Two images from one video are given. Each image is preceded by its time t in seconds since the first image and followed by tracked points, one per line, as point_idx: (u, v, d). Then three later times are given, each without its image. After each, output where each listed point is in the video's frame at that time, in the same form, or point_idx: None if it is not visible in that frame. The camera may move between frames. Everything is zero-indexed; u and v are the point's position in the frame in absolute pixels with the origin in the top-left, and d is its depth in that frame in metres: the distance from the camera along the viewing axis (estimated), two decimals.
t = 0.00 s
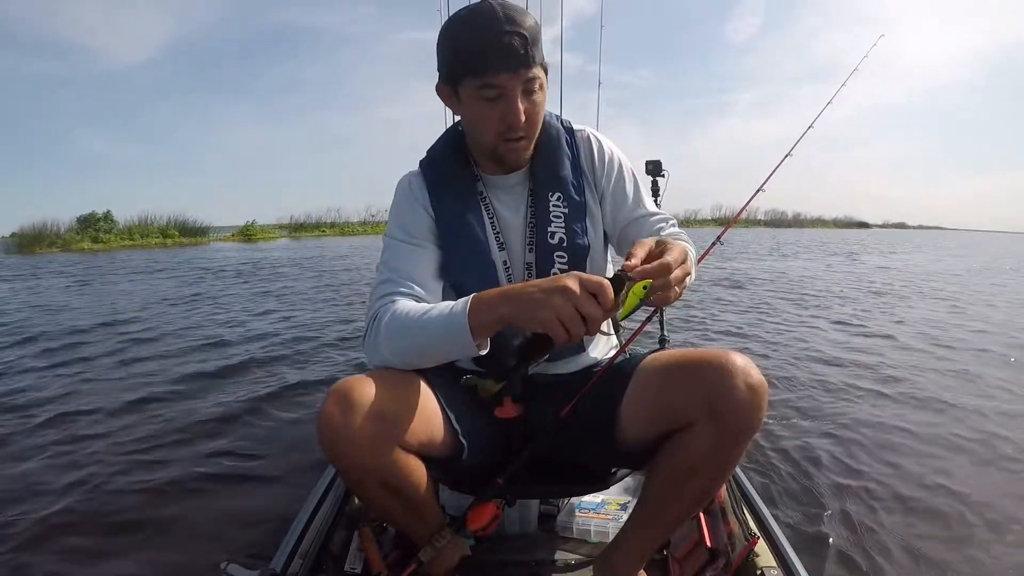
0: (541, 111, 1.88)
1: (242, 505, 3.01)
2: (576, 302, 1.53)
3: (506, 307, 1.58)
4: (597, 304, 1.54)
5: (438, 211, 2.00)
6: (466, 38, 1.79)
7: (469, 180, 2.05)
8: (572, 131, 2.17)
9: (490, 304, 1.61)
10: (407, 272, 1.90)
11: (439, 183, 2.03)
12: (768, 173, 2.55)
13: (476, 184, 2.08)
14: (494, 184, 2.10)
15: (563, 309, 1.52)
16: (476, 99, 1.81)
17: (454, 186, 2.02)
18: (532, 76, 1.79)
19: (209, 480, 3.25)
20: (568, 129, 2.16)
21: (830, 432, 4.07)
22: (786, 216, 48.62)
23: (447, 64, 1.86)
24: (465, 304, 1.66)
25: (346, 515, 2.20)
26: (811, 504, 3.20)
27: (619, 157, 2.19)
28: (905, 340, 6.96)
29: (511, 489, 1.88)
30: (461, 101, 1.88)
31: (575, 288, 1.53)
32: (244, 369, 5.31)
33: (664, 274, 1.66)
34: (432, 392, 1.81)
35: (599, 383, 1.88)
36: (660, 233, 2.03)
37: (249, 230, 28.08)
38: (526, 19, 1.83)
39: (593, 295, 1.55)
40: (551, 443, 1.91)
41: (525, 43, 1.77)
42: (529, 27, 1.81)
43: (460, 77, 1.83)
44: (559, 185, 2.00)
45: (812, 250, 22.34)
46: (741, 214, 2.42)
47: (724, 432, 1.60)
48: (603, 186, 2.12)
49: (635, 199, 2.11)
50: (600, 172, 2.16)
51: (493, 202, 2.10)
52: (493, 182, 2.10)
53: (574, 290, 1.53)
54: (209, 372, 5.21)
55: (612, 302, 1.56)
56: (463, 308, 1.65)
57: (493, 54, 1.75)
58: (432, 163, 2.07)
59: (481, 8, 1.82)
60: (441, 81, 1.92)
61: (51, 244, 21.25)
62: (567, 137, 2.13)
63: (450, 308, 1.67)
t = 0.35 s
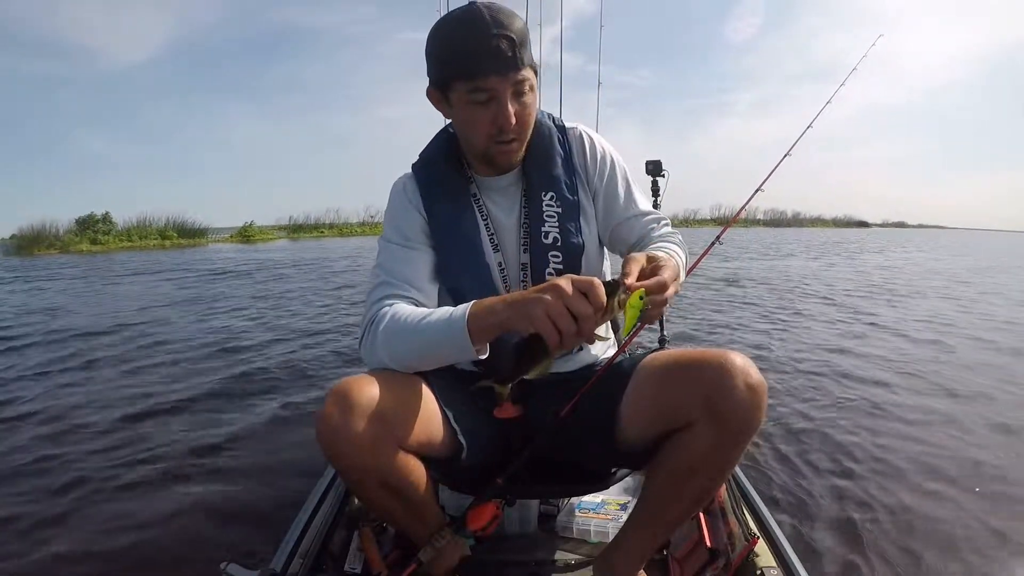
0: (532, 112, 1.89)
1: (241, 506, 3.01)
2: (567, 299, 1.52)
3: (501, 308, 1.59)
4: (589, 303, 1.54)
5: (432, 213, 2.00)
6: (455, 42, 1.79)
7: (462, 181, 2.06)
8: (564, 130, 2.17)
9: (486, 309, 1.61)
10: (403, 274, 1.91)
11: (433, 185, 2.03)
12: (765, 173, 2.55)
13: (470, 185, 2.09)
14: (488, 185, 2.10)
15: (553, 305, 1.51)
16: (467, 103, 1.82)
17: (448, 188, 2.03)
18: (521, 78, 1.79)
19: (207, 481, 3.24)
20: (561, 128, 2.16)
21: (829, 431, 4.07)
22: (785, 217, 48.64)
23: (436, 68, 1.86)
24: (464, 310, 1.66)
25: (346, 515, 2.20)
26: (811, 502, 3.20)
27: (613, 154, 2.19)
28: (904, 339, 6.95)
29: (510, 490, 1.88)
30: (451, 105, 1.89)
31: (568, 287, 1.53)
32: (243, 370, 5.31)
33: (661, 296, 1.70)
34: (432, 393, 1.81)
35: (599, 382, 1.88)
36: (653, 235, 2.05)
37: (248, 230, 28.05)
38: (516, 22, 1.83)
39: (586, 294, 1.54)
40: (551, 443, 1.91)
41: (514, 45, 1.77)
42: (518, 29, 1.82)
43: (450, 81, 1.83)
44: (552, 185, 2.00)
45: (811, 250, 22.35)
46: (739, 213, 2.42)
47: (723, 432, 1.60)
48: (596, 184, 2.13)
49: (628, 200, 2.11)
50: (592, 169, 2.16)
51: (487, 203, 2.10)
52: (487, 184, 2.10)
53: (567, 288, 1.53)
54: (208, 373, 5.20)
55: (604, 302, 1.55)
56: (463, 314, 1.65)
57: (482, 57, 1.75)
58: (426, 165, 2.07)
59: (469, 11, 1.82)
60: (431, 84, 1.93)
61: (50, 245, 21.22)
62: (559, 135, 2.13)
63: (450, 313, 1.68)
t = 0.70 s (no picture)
0: (533, 113, 1.89)
1: (240, 505, 3.01)
2: (564, 303, 1.52)
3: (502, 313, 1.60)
4: (588, 308, 1.54)
5: (431, 213, 2.00)
6: (456, 42, 1.78)
7: (461, 181, 2.06)
8: (563, 128, 2.17)
9: (487, 316, 1.62)
10: (402, 275, 1.91)
11: (432, 186, 2.03)
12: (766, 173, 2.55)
13: (469, 186, 2.08)
14: (487, 185, 2.10)
15: (549, 307, 1.51)
16: (467, 102, 1.82)
17: (447, 189, 2.02)
18: (522, 79, 1.79)
19: (206, 479, 3.24)
20: (559, 126, 2.17)
21: (828, 431, 4.07)
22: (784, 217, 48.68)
23: (436, 66, 1.86)
24: (465, 317, 1.66)
25: (346, 515, 2.20)
26: (810, 503, 3.20)
27: (612, 152, 2.19)
28: (903, 340, 6.96)
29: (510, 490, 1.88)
30: (451, 104, 1.88)
31: (568, 292, 1.54)
32: (241, 369, 5.30)
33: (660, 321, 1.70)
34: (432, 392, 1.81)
35: (599, 383, 1.88)
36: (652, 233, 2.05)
37: (246, 228, 28.02)
38: (518, 23, 1.82)
39: (585, 300, 1.55)
40: (551, 443, 1.91)
41: (514, 45, 1.77)
42: (520, 29, 1.81)
43: (450, 80, 1.82)
44: (551, 184, 2.00)
45: (809, 251, 22.35)
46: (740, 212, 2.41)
47: (723, 432, 1.60)
48: (595, 182, 2.13)
49: (628, 198, 2.11)
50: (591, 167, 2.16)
51: (486, 203, 2.10)
52: (486, 184, 2.10)
53: (566, 293, 1.54)
54: (206, 372, 5.20)
55: (603, 309, 1.55)
56: (463, 320, 1.65)
57: (482, 58, 1.74)
58: (424, 165, 2.07)
59: (470, 11, 1.82)
60: (431, 83, 1.93)
61: (48, 243, 21.17)
62: (557, 133, 2.13)
63: (450, 318, 1.68)
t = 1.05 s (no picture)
0: (529, 113, 1.89)
1: (239, 506, 3.01)
2: (561, 301, 1.52)
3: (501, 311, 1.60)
4: (586, 306, 1.53)
5: (429, 213, 2.00)
6: (452, 42, 1.78)
7: (458, 181, 2.06)
8: (559, 127, 2.18)
9: (488, 315, 1.62)
10: (401, 276, 1.91)
11: (430, 186, 2.03)
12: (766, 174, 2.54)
13: (467, 186, 2.09)
14: (485, 185, 2.10)
15: (545, 305, 1.51)
16: (463, 103, 1.82)
17: (445, 189, 2.03)
18: (518, 79, 1.79)
19: (206, 481, 3.24)
20: (555, 125, 2.17)
21: (827, 432, 4.07)
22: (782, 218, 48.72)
23: (432, 68, 1.86)
24: (465, 315, 1.66)
25: (346, 516, 2.19)
26: (810, 504, 3.20)
27: (607, 149, 2.19)
28: (901, 341, 6.97)
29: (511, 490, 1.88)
30: (448, 105, 1.88)
31: (565, 291, 1.54)
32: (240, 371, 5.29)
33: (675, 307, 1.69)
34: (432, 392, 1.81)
35: (599, 382, 1.88)
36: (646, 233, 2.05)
37: (245, 230, 28.00)
38: (515, 23, 1.82)
39: (582, 297, 1.54)
40: (551, 443, 1.91)
41: (510, 45, 1.77)
42: (516, 29, 1.81)
43: (446, 81, 1.82)
44: (548, 182, 2.01)
45: (808, 251, 22.37)
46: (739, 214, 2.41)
47: (723, 432, 1.60)
48: (591, 181, 2.13)
49: (623, 198, 2.10)
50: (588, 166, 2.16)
51: (484, 202, 2.10)
52: (484, 184, 2.10)
53: (563, 291, 1.53)
54: (205, 373, 5.19)
55: (601, 306, 1.55)
56: (464, 318, 1.65)
57: (478, 58, 1.75)
58: (422, 166, 2.07)
59: (466, 11, 1.82)
60: (428, 84, 1.93)
61: (46, 244, 21.12)
62: (553, 131, 2.14)
63: (450, 317, 1.68)
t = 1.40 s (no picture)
0: (530, 113, 1.89)
1: (238, 506, 3.00)
2: (561, 304, 1.53)
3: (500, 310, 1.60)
4: (586, 309, 1.54)
5: (429, 213, 2.00)
6: (453, 42, 1.78)
7: (459, 180, 2.05)
8: (559, 126, 2.18)
9: (487, 314, 1.62)
10: (400, 275, 1.91)
11: (430, 185, 2.03)
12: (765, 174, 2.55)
13: (467, 185, 2.09)
14: (485, 184, 2.10)
15: (544, 306, 1.52)
16: (464, 102, 1.82)
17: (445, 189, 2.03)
18: (520, 79, 1.79)
19: (204, 480, 3.23)
20: (556, 124, 2.17)
21: (825, 432, 4.08)
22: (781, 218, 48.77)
23: (433, 67, 1.86)
24: (465, 315, 1.67)
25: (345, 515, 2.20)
26: (808, 505, 3.20)
27: (607, 148, 2.19)
28: (900, 341, 6.97)
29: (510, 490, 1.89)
30: (449, 105, 1.88)
31: (565, 293, 1.54)
32: (239, 370, 5.28)
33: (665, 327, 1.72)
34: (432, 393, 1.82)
35: (598, 383, 1.88)
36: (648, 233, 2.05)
37: (244, 228, 27.97)
38: (516, 23, 1.82)
39: (583, 301, 1.55)
40: (551, 443, 1.92)
41: (511, 44, 1.77)
42: (517, 28, 1.81)
43: (447, 80, 1.82)
44: (548, 181, 2.01)
45: (806, 252, 22.39)
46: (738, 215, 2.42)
47: (723, 431, 1.61)
48: (592, 180, 2.13)
49: (623, 198, 2.11)
50: (588, 166, 2.16)
51: (484, 202, 2.10)
52: (484, 183, 2.10)
53: (564, 294, 1.54)
54: (203, 373, 5.18)
55: (602, 310, 1.55)
56: (464, 318, 1.65)
57: (479, 58, 1.75)
58: (421, 166, 2.07)
59: (467, 10, 1.82)
60: (429, 84, 1.93)
61: (44, 241, 21.06)
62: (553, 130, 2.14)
63: (450, 317, 1.68)
